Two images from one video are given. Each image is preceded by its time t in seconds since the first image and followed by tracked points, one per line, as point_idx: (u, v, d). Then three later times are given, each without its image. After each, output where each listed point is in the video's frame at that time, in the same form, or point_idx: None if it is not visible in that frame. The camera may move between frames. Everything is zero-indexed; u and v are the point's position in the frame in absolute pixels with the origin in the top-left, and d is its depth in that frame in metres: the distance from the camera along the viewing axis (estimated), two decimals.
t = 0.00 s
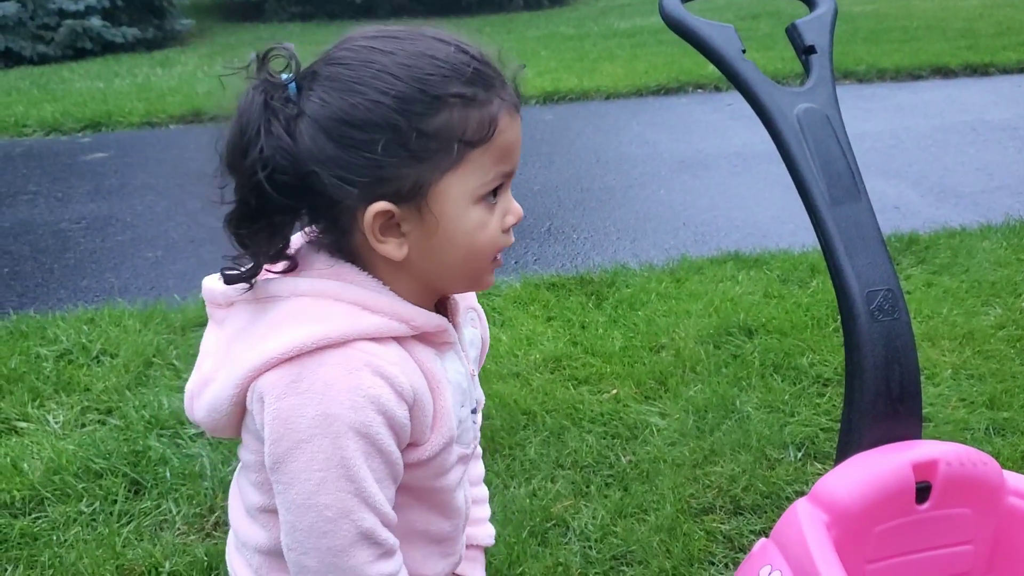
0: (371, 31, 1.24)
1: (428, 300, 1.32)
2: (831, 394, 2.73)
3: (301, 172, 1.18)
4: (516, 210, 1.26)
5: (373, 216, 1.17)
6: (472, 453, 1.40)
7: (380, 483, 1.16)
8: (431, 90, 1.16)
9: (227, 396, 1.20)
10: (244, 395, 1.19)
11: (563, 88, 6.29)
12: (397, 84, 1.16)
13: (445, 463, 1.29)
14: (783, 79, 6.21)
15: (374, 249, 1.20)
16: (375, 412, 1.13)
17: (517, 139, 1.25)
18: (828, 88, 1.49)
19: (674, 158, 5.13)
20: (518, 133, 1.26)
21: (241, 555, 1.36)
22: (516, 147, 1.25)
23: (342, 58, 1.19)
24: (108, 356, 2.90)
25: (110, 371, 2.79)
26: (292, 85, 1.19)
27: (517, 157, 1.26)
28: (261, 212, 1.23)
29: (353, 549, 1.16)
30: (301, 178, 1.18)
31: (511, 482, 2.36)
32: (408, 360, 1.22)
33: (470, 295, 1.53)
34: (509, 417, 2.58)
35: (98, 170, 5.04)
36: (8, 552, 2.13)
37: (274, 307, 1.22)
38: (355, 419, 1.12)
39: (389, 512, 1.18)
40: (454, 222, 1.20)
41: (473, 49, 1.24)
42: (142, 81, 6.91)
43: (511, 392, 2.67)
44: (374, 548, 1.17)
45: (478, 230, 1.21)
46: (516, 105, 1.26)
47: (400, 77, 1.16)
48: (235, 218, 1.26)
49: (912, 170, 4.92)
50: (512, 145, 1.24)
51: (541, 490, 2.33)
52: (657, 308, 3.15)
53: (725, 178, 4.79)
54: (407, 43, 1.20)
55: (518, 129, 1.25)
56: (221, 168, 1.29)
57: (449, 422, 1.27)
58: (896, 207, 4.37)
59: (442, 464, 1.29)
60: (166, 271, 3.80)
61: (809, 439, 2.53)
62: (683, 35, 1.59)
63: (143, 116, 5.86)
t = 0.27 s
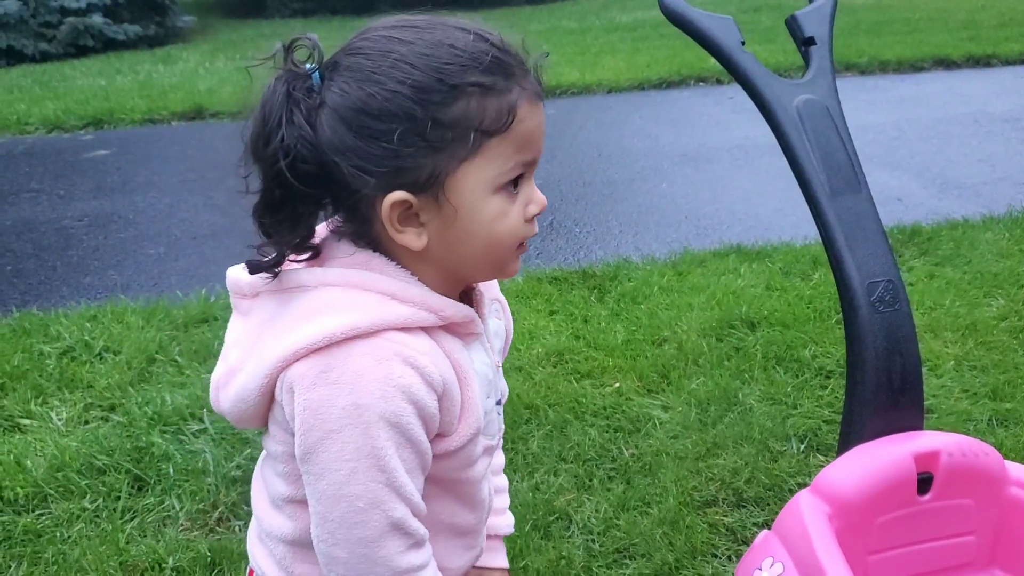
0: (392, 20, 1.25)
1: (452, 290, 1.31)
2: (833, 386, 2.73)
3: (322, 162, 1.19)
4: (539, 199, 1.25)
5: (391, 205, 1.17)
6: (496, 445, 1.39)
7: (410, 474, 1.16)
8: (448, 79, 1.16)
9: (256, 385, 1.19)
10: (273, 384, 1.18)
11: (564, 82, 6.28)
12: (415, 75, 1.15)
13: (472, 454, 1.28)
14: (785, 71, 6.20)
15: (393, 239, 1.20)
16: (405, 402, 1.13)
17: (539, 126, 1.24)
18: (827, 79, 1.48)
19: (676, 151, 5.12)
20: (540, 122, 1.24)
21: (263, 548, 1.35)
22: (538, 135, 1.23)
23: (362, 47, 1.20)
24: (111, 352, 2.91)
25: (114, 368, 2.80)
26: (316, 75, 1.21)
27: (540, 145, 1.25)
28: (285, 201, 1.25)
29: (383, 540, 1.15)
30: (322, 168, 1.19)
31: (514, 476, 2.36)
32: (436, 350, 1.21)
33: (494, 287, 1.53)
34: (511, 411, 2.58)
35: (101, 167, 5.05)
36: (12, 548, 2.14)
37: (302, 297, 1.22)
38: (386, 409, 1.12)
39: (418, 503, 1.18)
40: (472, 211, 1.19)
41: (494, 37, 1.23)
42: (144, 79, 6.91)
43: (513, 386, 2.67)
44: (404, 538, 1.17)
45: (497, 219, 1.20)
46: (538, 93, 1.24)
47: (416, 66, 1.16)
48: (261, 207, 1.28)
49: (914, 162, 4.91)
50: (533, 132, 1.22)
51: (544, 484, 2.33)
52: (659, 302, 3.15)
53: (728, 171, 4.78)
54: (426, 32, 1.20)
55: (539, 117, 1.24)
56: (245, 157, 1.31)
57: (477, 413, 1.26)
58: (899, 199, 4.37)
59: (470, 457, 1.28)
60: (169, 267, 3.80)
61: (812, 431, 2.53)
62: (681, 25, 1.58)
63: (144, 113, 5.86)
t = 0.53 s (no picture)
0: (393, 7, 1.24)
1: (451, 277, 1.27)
2: (833, 376, 2.73)
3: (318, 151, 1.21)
4: (483, 183, 1.12)
5: (332, 184, 1.18)
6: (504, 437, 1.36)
7: (418, 459, 1.12)
8: (382, 58, 1.12)
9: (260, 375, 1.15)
10: (279, 375, 1.14)
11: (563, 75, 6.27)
12: (365, 57, 1.14)
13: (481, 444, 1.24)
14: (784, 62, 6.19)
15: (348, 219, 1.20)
16: (413, 385, 1.09)
17: (480, 101, 1.11)
18: (822, 68, 1.48)
19: (675, 143, 5.11)
20: (484, 97, 1.12)
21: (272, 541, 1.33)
22: (477, 111, 1.11)
23: (350, 35, 1.21)
24: (111, 350, 2.91)
25: (114, 366, 2.80)
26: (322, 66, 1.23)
27: (488, 123, 1.12)
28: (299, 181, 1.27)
29: (392, 526, 1.12)
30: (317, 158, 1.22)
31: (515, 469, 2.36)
32: (442, 336, 1.17)
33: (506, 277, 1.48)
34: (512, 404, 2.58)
35: (100, 165, 5.05)
36: (14, 547, 2.14)
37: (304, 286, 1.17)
38: (393, 393, 1.07)
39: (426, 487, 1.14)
40: (392, 191, 1.14)
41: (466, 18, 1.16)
42: (142, 76, 6.91)
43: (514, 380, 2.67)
44: (411, 525, 1.13)
45: (416, 200, 1.13)
46: (493, 67, 1.12)
47: (365, 48, 1.14)
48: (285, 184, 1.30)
49: (914, 151, 4.90)
50: (459, 108, 1.11)
51: (544, 476, 2.33)
52: (659, 294, 3.15)
53: (727, 162, 4.78)
54: (396, 15, 1.17)
55: (480, 92, 1.11)
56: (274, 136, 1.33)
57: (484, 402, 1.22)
58: (899, 188, 4.36)
59: (478, 446, 1.24)
60: (169, 265, 3.80)
61: (812, 421, 2.53)
62: (676, 15, 1.57)
63: (143, 111, 5.86)
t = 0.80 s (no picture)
0: None
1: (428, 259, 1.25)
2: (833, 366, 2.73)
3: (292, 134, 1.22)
4: (420, 165, 1.11)
5: (297, 166, 1.20)
6: (494, 424, 1.30)
7: (370, 438, 1.10)
8: (325, 41, 1.12)
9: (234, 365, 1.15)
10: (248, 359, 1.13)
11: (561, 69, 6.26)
12: (313, 37, 1.13)
13: (451, 427, 1.20)
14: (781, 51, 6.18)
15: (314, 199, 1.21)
16: (359, 363, 1.07)
17: (416, 80, 1.09)
18: (817, 57, 1.48)
19: (674, 135, 5.10)
20: (421, 76, 1.09)
21: (269, 538, 1.30)
22: (413, 90, 1.09)
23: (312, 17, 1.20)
24: (112, 350, 2.91)
25: (115, 365, 2.80)
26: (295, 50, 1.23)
27: (425, 102, 1.10)
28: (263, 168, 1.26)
29: (345, 508, 1.10)
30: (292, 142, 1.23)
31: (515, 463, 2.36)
32: (399, 316, 1.15)
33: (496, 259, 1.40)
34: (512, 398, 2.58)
35: (99, 165, 5.04)
36: (17, 547, 2.14)
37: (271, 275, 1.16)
38: (336, 371, 1.05)
39: (381, 467, 1.12)
40: (335, 171, 1.14)
41: None
42: (140, 75, 6.90)
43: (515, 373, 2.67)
44: (366, 508, 1.11)
45: (355, 181, 1.12)
46: (435, 46, 1.10)
47: (313, 31, 1.14)
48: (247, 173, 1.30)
49: (913, 139, 4.89)
50: (392, 87, 1.09)
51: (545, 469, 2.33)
52: (659, 285, 3.15)
53: (725, 153, 4.77)
54: None
55: (416, 70, 1.09)
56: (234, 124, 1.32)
57: (448, 382, 1.18)
58: (898, 177, 4.35)
59: (449, 432, 1.21)
60: (168, 263, 3.80)
61: (813, 411, 2.53)
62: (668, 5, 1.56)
63: (141, 111, 5.85)
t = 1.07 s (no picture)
0: None
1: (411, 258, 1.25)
2: (830, 361, 2.73)
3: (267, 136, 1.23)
4: (394, 170, 1.11)
5: (273, 170, 1.19)
6: (481, 419, 1.31)
7: (354, 437, 1.10)
8: (292, 47, 1.11)
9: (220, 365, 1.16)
10: (232, 361, 1.14)
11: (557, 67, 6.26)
12: (279, 44, 1.12)
13: (433, 422, 1.21)
14: (776, 47, 6.18)
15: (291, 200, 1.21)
16: (338, 362, 1.07)
17: (386, 86, 1.08)
18: (812, 52, 1.48)
19: (669, 132, 5.10)
20: (389, 82, 1.09)
21: (262, 540, 1.31)
22: (383, 96, 1.09)
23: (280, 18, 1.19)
24: (110, 352, 2.91)
25: (113, 367, 2.80)
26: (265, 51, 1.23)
27: (396, 108, 1.09)
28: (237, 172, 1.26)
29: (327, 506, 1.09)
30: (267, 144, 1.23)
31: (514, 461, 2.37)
32: (378, 313, 1.15)
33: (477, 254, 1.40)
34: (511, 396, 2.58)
35: (95, 168, 5.04)
36: (18, 549, 2.14)
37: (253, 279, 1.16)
38: (317, 369, 1.06)
39: (363, 466, 1.13)
40: (309, 176, 1.14)
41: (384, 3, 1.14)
42: (135, 77, 6.89)
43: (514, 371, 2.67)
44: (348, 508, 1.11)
45: (330, 187, 1.12)
46: (402, 50, 1.10)
47: (281, 34, 1.13)
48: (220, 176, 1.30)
49: (908, 133, 4.89)
50: (362, 95, 1.08)
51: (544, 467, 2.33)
52: (655, 282, 3.15)
53: (720, 150, 4.77)
54: None
55: (385, 77, 1.08)
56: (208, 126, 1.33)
57: (428, 378, 1.19)
58: (893, 171, 4.35)
59: (431, 428, 1.21)
60: (166, 265, 3.80)
61: (811, 406, 2.54)
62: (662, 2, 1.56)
63: (137, 113, 5.85)
